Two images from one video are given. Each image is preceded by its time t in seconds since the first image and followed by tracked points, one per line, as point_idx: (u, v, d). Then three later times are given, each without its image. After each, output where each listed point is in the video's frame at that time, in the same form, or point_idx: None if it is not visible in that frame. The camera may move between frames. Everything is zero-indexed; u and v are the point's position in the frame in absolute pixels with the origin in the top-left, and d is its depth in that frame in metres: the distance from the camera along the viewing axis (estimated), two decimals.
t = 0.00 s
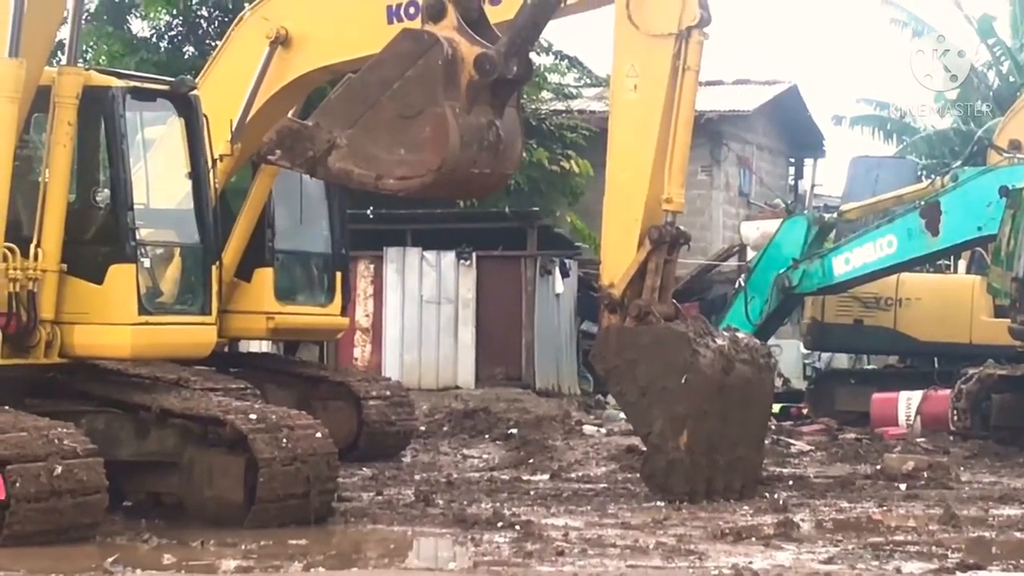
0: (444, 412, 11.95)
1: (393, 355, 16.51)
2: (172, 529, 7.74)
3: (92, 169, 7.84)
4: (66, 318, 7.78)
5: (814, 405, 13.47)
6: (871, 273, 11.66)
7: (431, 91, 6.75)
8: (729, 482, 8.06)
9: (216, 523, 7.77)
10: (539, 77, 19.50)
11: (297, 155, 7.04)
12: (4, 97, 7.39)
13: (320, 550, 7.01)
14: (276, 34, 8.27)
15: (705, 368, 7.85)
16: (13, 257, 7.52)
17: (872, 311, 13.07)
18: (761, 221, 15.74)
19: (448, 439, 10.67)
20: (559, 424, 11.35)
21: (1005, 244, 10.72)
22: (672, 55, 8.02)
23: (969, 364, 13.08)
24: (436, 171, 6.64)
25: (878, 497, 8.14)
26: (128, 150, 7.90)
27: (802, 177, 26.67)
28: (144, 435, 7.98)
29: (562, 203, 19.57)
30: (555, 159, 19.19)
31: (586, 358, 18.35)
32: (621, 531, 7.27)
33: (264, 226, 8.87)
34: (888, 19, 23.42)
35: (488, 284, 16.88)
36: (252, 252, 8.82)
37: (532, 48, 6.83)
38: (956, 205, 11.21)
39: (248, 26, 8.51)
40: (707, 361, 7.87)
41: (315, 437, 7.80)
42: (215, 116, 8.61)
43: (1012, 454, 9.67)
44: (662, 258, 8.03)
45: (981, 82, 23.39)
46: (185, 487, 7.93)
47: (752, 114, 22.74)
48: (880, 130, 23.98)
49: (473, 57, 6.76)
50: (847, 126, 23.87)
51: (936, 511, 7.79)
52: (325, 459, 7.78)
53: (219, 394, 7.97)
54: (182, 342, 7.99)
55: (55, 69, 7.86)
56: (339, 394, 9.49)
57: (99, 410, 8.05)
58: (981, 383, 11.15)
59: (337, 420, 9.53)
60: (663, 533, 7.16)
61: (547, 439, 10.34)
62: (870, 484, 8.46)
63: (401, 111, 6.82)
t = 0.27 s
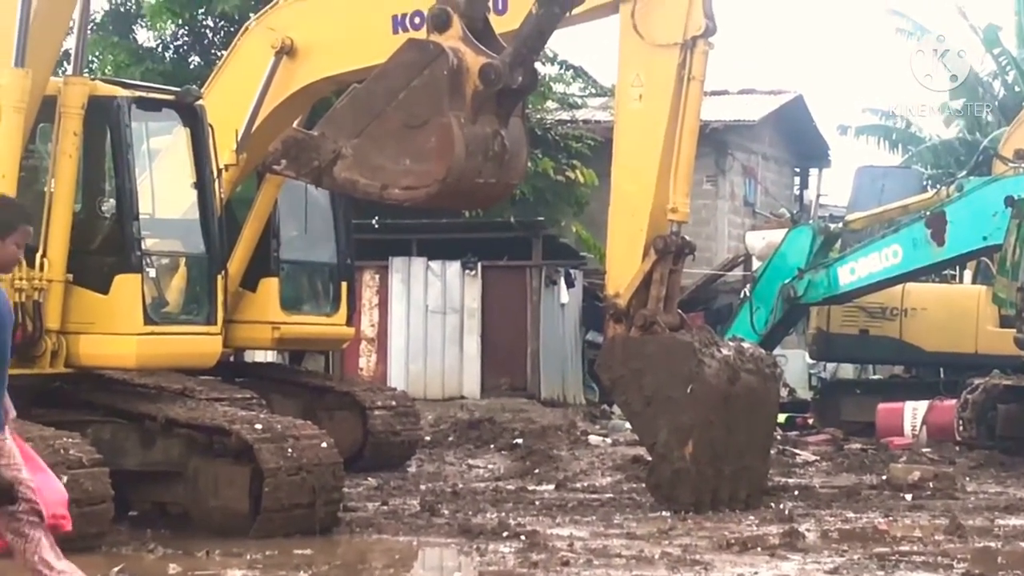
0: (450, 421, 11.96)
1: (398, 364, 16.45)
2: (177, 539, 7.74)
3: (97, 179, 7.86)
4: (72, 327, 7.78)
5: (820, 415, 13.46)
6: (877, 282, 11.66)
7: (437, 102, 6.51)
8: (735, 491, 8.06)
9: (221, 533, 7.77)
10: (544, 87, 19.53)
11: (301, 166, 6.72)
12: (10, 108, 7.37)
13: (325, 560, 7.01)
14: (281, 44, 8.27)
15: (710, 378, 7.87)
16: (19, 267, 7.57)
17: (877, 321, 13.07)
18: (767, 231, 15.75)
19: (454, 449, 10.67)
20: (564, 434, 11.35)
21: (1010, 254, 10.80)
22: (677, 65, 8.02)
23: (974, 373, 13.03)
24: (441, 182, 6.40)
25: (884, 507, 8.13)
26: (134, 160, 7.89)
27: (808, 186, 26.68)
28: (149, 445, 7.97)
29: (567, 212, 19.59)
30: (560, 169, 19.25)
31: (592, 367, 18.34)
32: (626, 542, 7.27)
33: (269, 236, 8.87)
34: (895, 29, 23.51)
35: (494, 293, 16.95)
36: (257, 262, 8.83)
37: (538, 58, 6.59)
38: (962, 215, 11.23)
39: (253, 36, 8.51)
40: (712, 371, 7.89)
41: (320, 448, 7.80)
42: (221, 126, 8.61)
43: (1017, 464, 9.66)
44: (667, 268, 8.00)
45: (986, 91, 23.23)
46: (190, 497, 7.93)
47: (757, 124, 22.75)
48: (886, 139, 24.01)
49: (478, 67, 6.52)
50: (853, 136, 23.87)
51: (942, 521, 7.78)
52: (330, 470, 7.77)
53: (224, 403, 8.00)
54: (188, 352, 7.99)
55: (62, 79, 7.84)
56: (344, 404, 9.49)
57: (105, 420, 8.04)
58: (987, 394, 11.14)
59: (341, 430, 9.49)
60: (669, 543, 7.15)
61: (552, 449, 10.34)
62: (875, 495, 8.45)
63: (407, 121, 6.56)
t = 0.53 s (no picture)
0: (453, 428, 11.96)
1: (401, 372, 16.62)
2: (181, 546, 7.74)
3: (102, 186, 7.81)
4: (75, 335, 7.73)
5: (824, 423, 13.46)
6: (881, 290, 11.67)
7: (440, 109, 6.50)
8: (738, 498, 8.06)
9: (225, 539, 7.77)
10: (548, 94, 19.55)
11: (305, 173, 6.73)
12: (13, 115, 7.30)
13: (329, 567, 7.00)
14: (285, 52, 8.29)
15: (714, 386, 7.86)
16: (23, 274, 7.56)
17: (881, 328, 13.07)
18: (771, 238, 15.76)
19: (457, 455, 10.67)
20: (568, 441, 11.35)
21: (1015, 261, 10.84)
22: (680, 72, 8.02)
23: (977, 379, 13.00)
24: (445, 189, 6.40)
25: (888, 514, 8.13)
26: (138, 167, 7.90)
27: (811, 193, 26.68)
28: (153, 451, 7.98)
29: (571, 219, 19.59)
30: (564, 176, 19.25)
31: (595, 374, 18.33)
32: (630, 548, 7.26)
33: (273, 244, 8.89)
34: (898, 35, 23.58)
35: (498, 300, 16.90)
36: (260, 270, 8.83)
37: (543, 64, 6.56)
38: (966, 222, 11.22)
39: (257, 43, 8.52)
40: (716, 378, 7.89)
41: (324, 454, 7.79)
42: (224, 134, 8.62)
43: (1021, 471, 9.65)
44: (671, 275, 8.02)
45: (990, 98, 23.34)
46: (194, 504, 7.93)
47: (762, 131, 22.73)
48: (890, 147, 23.98)
49: (482, 74, 6.49)
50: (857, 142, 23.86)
51: (946, 528, 7.78)
52: (333, 476, 7.74)
53: (229, 411, 8.02)
54: (190, 359, 8.03)
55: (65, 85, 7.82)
56: (348, 410, 9.49)
57: (108, 427, 8.04)
58: (990, 401, 11.13)
59: (345, 437, 9.55)
60: (672, 550, 7.15)
61: (555, 455, 10.34)
62: (879, 502, 8.45)
63: (410, 129, 6.55)
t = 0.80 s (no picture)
0: (456, 432, 11.96)
1: (404, 376, 16.75)
2: (183, 550, 7.73)
3: (105, 190, 7.86)
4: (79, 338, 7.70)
5: (825, 426, 13.46)
6: (884, 294, 11.68)
7: (443, 113, 6.50)
8: (741, 503, 8.05)
9: (227, 543, 7.77)
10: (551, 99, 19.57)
11: (308, 177, 6.71)
12: (17, 118, 7.36)
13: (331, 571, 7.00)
14: (288, 55, 8.28)
15: (717, 390, 7.83)
16: (25, 277, 7.58)
17: (884, 333, 13.08)
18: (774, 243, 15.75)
19: (460, 460, 10.66)
20: (570, 445, 11.35)
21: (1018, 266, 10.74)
22: (683, 76, 8.03)
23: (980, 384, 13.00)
24: (447, 193, 6.40)
25: (891, 519, 8.13)
26: (141, 171, 7.89)
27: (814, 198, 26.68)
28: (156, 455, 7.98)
29: (574, 224, 19.59)
30: (567, 180, 19.24)
31: (598, 379, 18.32)
32: (632, 553, 7.26)
33: (276, 247, 8.90)
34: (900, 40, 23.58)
35: (500, 305, 16.87)
36: (264, 273, 8.85)
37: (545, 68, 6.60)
38: (969, 226, 11.20)
39: (260, 46, 8.51)
40: (719, 383, 7.86)
41: (327, 458, 7.79)
42: (227, 137, 8.61)
43: None
44: (673, 280, 8.03)
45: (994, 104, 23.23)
46: (197, 508, 7.93)
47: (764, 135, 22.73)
48: (893, 151, 24.00)
49: (485, 78, 6.51)
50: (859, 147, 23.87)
51: (949, 533, 7.77)
52: (336, 480, 7.75)
53: (231, 415, 8.05)
54: (193, 363, 8.04)
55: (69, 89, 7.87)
56: (350, 414, 9.49)
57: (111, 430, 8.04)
58: (994, 405, 11.13)
59: (347, 440, 9.55)
60: (675, 554, 7.14)
61: (559, 460, 10.33)
62: (882, 506, 8.45)
63: (414, 132, 6.54)
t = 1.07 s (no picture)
0: (454, 435, 11.96)
1: (402, 380, 16.68)
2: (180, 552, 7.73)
3: (103, 191, 7.85)
4: (77, 339, 7.78)
5: (822, 428, 13.47)
6: (882, 297, 11.69)
7: (441, 114, 6.49)
8: (740, 506, 8.05)
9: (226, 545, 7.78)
10: (549, 101, 19.58)
11: (307, 178, 6.65)
12: (15, 119, 7.41)
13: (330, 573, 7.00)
14: (287, 57, 8.26)
15: (715, 393, 7.86)
16: (23, 279, 7.56)
17: (882, 336, 13.08)
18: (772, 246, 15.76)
19: (458, 462, 10.66)
20: (568, 447, 11.35)
21: (1016, 268, 10.78)
22: (682, 79, 8.03)
23: (978, 388, 13.01)
24: (446, 195, 6.39)
25: (888, 522, 8.13)
26: (139, 173, 7.89)
27: (812, 200, 26.68)
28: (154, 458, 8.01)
29: (573, 226, 19.59)
30: (565, 183, 19.24)
31: (596, 382, 18.31)
32: (630, 556, 7.26)
33: (274, 249, 8.86)
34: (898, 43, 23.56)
35: (498, 307, 16.89)
36: (263, 275, 8.80)
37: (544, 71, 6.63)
38: (968, 230, 11.21)
39: (260, 49, 8.50)
40: (716, 386, 7.89)
41: (325, 461, 7.79)
42: (226, 139, 8.60)
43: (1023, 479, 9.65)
44: (672, 282, 8.02)
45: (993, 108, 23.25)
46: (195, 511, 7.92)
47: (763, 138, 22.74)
48: (892, 154, 23.97)
49: (484, 80, 6.53)
50: (858, 150, 23.86)
51: (947, 536, 7.77)
52: (334, 483, 7.74)
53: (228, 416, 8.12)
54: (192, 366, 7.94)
55: (67, 91, 7.88)
56: (349, 417, 9.48)
57: (109, 432, 8.04)
58: (991, 410, 11.16)
59: (345, 442, 9.53)
60: (673, 557, 7.14)
61: (556, 462, 10.33)
62: (879, 509, 8.45)
63: (412, 134, 6.53)
